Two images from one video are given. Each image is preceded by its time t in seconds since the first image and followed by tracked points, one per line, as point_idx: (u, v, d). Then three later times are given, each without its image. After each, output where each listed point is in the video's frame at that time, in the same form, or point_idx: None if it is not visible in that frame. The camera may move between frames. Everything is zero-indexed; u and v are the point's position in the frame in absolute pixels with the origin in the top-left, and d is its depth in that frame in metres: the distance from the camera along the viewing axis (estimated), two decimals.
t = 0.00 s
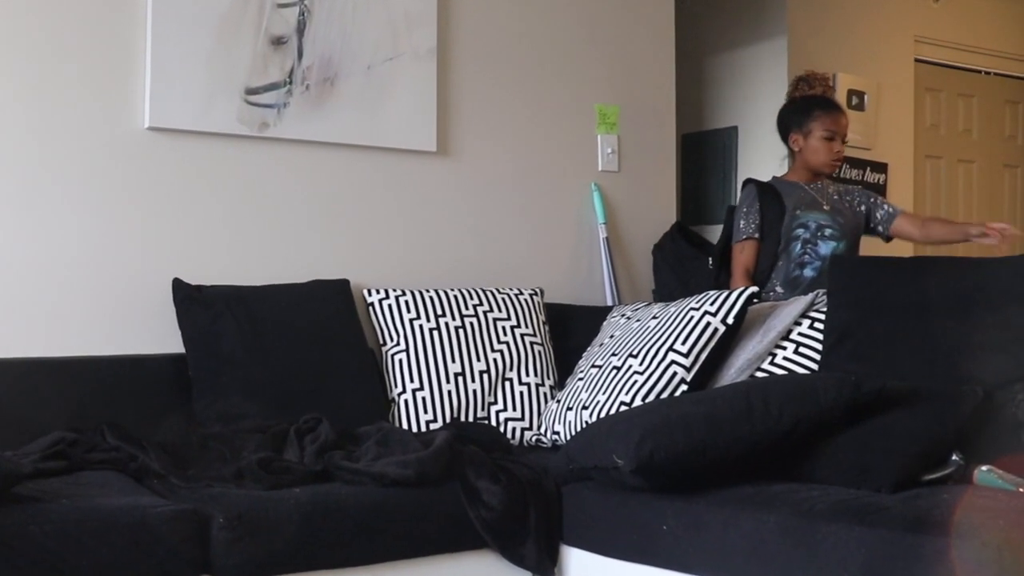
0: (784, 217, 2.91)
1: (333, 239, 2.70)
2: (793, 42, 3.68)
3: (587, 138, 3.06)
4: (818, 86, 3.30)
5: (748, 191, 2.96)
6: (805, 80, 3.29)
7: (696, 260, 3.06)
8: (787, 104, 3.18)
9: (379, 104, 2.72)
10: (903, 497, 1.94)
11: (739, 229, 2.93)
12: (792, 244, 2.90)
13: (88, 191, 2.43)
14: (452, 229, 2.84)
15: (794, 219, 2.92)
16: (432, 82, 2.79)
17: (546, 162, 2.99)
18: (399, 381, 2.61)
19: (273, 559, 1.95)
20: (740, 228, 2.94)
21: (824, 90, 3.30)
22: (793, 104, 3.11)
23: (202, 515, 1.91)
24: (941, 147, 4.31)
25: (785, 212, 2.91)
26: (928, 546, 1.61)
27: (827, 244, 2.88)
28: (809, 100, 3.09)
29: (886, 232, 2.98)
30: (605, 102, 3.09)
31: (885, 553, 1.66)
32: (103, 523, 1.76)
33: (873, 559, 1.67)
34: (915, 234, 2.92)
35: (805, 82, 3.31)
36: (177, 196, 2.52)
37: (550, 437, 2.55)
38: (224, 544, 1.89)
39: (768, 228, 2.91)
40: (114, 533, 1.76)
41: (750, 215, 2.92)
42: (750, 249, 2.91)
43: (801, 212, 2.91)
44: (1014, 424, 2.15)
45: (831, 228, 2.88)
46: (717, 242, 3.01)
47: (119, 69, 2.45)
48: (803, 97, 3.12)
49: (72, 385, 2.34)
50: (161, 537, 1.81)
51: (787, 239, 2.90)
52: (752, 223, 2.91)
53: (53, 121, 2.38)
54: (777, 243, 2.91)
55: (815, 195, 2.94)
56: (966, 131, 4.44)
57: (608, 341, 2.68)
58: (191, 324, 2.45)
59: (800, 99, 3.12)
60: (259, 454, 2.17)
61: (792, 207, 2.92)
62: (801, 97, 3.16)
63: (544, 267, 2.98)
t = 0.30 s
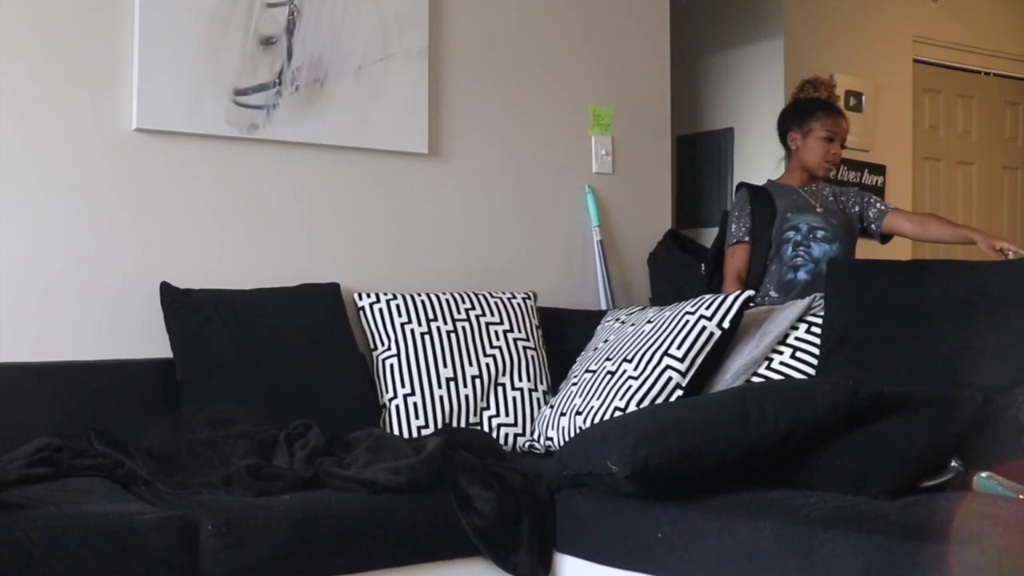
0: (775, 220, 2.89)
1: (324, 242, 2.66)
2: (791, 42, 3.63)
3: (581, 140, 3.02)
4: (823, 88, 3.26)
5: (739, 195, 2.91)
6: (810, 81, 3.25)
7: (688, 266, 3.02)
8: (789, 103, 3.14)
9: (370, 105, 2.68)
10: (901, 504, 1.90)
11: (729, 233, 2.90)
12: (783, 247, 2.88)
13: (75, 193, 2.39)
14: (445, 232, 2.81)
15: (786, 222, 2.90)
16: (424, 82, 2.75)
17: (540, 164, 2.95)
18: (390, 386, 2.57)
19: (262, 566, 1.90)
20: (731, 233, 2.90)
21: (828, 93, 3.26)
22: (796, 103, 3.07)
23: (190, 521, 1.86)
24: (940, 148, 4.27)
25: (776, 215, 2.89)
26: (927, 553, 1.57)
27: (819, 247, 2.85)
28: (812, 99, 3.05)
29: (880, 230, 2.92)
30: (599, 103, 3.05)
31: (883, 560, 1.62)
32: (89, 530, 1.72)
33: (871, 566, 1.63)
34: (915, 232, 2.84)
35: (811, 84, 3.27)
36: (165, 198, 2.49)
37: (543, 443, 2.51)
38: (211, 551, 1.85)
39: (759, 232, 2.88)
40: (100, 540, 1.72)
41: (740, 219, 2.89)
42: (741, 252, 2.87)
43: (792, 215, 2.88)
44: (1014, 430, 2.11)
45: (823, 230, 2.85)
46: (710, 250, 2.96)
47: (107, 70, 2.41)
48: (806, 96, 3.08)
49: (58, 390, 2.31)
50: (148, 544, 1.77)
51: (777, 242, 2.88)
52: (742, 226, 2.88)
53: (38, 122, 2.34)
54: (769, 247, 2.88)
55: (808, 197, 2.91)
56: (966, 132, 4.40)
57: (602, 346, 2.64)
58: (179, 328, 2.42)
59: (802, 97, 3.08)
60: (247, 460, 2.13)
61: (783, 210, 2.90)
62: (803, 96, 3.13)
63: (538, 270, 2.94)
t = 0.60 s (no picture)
0: (770, 223, 2.85)
1: (313, 246, 2.62)
2: (787, 42, 3.59)
3: (575, 142, 2.98)
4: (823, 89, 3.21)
5: (736, 197, 2.90)
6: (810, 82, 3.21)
7: (684, 268, 2.98)
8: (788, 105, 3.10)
9: (360, 106, 2.64)
10: (899, 512, 1.86)
11: (724, 235, 2.87)
12: (777, 251, 2.84)
13: (59, 195, 2.34)
14: (437, 236, 2.77)
15: (781, 225, 2.86)
16: (415, 83, 2.71)
17: (533, 165, 2.91)
18: (380, 392, 2.53)
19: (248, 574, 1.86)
20: (726, 234, 2.88)
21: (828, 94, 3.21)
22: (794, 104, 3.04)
23: (176, 529, 1.82)
24: (939, 150, 4.24)
25: (771, 218, 2.85)
26: (925, 562, 1.53)
27: (814, 251, 2.80)
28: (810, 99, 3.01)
29: (880, 234, 2.86)
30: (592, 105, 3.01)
31: (882, 570, 1.58)
32: (76, 537, 1.69)
33: None
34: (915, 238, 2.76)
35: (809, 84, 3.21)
36: (151, 201, 2.44)
37: (536, 450, 2.47)
38: (198, 560, 1.82)
39: (753, 236, 2.85)
40: (86, 548, 1.69)
41: (735, 221, 2.86)
42: (735, 255, 2.85)
43: (787, 218, 2.84)
44: (1014, 436, 2.07)
45: (819, 233, 2.81)
46: (706, 251, 2.93)
47: (93, 71, 2.37)
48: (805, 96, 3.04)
49: (42, 395, 2.26)
50: (133, 553, 1.74)
51: (772, 246, 2.84)
52: (737, 228, 2.86)
53: (22, 122, 2.30)
54: (763, 250, 2.85)
55: (805, 200, 2.86)
56: (965, 134, 4.36)
57: (596, 351, 2.60)
58: (166, 332, 2.38)
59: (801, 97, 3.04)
60: (235, 466, 2.09)
61: (778, 213, 2.85)
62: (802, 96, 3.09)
63: (532, 273, 2.91)
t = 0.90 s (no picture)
0: (767, 227, 2.81)
1: (302, 249, 2.58)
2: (784, 42, 3.55)
3: (569, 143, 2.94)
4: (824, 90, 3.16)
5: (733, 200, 2.86)
6: (810, 83, 3.15)
7: (681, 272, 2.96)
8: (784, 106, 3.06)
9: (350, 108, 2.60)
10: (897, 520, 1.82)
11: (721, 238, 2.85)
12: (774, 255, 2.79)
13: (43, 197, 2.30)
14: (428, 239, 2.73)
15: (777, 228, 2.81)
16: (405, 84, 2.68)
17: (527, 167, 2.87)
18: (370, 398, 2.49)
19: None
20: (723, 238, 2.85)
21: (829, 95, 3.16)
22: (792, 106, 2.99)
23: (162, 537, 1.79)
24: (937, 152, 4.20)
25: (768, 221, 2.81)
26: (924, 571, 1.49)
27: (811, 255, 2.76)
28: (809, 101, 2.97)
29: (879, 235, 2.81)
30: (585, 106, 2.97)
31: None
32: (64, 545, 1.64)
33: None
34: (915, 238, 2.72)
35: (808, 85, 3.16)
36: (138, 204, 2.41)
37: (528, 457, 2.43)
38: (186, 569, 1.78)
39: (750, 239, 2.81)
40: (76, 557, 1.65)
41: (732, 225, 2.83)
42: (733, 259, 2.82)
43: (784, 222, 2.79)
44: (1014, 443, 2.03)
45: (815, 237, 2.76)
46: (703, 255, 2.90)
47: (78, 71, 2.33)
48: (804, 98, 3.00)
49: (25, 402, 2.22)
50: (121, 562, 1.69)
51: (768, 249, 2.80)
52: (734, 232, 2.83)
53: (5, 124, 2.26)
54: (759, 254, 2.81)
55: (802, 203, 2.82)
56: (965, 136, 4.32)
57: (589, 356, 2.56)
58: (152, 336, 2.34)
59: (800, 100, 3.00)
60: (222, 473, 2.05)
61: (775, 216, 2.81)
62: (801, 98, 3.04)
63: (525, 277, 2.87)
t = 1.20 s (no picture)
0: (763, 230, 2.76)
1: (291, 253, 2.54)
2: (779, 42, 3.51)
3: (562, 145, 2.90)
4: (821, 91, 3.12)
5: (729, 204, 2.81)
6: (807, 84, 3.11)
7: (677, 276, 2.92)
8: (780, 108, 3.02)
9: (339, 109, 2.56)
10: (895, 528, 1.78)
11: (716, 242, 2.79)
12: (770, 259, 2.76)
13: (27, 199, 2.26)
14: (419, 242, 2.69)
15: (774, 232, 2.77)
16: (395, 84, 2.64)
17: (520, 169, 2.83)
18: (359, 405, 2.45)
19: None
20: (719, 241, 2.80)
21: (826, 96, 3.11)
22: (788, 108, 2.95)
23: (148, 546, 1.75)
24: (936, 154, 4.16)
25: (765, 225, 2.76)
26: None
27: (808, 259, 2.73)
28: (805, 102, 2.93)
29: (878, 241, 2.79)
30: (578, 107, 2.93)
31: None
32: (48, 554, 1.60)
33: None
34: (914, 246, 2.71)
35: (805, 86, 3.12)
36: (124, 207, 2.36)
37: (520, 464, 2.39)
38: None
39: (746, 242, 2.76)
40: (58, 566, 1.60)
41: (729, 228, 2.78)
42: (729, 262, 2.77)
43: (781, 226, 2.76)
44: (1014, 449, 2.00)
45: (813, 242, 2.73)
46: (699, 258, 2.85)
47: (62, 70, 2.29)
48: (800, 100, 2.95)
49: (9, 407, 2.18)
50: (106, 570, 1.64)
51: (764, 253, 2.76)
52: (730, 235, 2.77)
53: None
54: (756, 257, 2.76)
55: (800, 207, 2.78)
56: (964, 138, 4.28)
57: (582, 361, 2.52)
58: (137, 341, 2.30)
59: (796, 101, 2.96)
60: (210, 480, 1.99)
61: (772, 219, 2.77)
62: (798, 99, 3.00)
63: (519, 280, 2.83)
